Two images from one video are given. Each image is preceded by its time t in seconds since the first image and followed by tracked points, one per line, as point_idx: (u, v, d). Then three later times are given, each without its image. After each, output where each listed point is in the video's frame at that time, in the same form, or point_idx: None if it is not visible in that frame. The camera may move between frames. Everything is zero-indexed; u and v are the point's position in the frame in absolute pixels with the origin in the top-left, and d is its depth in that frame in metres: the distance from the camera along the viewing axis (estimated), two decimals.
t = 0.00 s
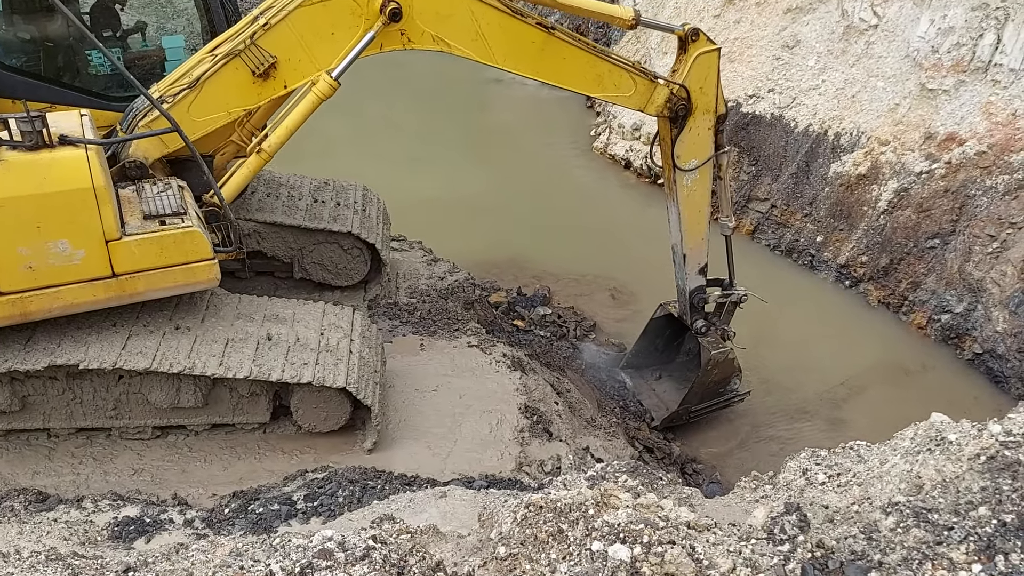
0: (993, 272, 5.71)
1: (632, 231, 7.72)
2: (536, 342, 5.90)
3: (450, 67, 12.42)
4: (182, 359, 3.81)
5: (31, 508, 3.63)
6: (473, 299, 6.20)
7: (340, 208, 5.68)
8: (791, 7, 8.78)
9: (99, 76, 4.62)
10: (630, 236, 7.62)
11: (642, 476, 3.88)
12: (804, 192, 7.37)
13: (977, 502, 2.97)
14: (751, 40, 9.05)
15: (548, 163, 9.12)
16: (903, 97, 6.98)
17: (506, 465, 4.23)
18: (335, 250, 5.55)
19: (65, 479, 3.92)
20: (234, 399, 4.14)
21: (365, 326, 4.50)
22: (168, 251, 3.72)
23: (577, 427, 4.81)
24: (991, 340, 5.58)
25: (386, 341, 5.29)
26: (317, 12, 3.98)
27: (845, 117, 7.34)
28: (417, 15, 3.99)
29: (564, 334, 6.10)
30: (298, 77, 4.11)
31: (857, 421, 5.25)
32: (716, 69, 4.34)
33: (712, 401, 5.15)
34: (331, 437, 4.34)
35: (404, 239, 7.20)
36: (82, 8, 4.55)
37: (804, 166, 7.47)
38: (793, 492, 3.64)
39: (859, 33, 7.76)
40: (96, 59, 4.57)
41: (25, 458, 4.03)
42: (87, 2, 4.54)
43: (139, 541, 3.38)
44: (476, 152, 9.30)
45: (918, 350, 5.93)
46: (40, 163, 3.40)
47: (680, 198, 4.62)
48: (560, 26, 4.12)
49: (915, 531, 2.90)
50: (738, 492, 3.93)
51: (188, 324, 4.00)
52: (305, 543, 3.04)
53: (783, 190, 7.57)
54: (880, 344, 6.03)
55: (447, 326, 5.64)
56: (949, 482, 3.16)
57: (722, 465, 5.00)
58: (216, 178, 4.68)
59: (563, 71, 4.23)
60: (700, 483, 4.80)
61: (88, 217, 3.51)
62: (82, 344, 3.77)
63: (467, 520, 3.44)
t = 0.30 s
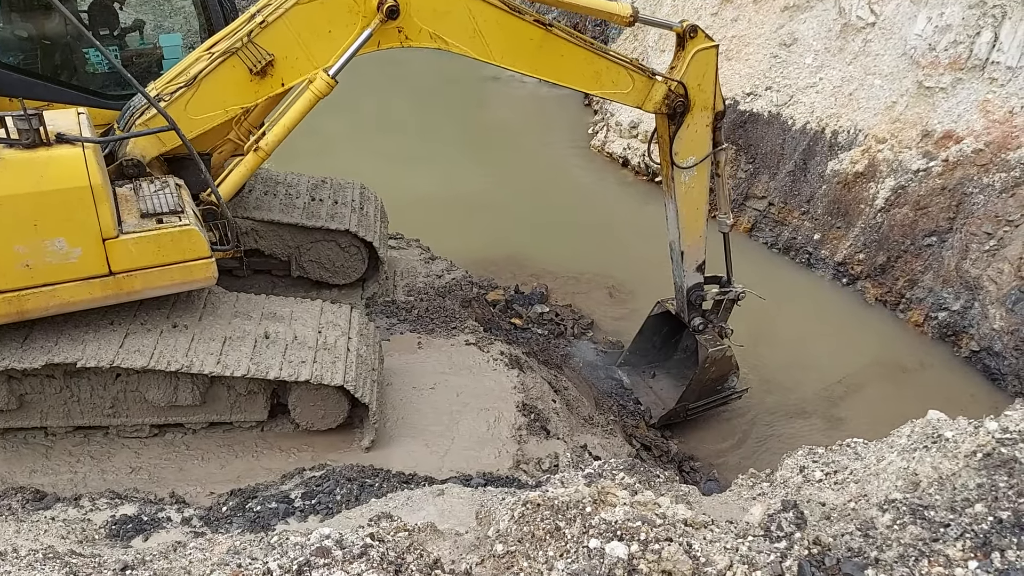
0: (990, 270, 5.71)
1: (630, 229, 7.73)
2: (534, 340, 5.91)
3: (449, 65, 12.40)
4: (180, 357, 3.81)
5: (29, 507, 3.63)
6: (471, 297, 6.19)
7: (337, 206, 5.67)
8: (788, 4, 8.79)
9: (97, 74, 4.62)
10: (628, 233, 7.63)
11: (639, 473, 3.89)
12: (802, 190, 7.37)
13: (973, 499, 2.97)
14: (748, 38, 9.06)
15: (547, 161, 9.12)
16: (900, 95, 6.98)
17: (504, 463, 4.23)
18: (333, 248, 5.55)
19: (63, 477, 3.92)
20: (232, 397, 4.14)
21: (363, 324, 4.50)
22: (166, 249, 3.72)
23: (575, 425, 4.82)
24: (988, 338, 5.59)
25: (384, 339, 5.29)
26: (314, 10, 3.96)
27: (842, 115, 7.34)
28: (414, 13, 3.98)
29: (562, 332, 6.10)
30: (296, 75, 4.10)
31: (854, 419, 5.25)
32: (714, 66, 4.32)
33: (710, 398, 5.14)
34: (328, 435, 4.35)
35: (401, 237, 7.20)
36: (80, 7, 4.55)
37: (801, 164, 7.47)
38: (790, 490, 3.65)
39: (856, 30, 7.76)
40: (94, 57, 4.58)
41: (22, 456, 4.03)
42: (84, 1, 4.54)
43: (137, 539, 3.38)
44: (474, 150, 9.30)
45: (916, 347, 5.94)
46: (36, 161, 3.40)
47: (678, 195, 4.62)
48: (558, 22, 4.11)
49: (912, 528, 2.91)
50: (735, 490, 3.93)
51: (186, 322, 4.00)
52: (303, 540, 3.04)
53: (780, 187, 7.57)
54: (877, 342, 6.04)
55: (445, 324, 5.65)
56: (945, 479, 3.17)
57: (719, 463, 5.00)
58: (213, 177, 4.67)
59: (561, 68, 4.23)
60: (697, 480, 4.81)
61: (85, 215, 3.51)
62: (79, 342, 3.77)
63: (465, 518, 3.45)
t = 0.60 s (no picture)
0: (988, 268, 5.72)
1: (629, 227, 7.73)
2: (532, 338, 5.92)
3: (449, 63, 12.38)
4: (178, 356, 3.81)
5: (27, 505, 3.63)
6: (470, 296, 6.20)
7: (336, 204, 5.67)
8: (787, 2, 8.80)
9: (95, 73, 4.61)
10: (627, 232, 7.63)
11: (638, 471, 3.89)
12: (800, 188, 7.37)
13: (971, 496, 2.98)
14: (747, 36, 9.06)
15: (545, 159, 9.12)
16: (898, 92, 6.98)
17: (502, 461, 4.24)
18: (331, 246, 5.55)
19: (61, 476, 3.92)
20: (231, 396, 4.14)
21: (362, 322, 4.50)
22: (164, 248, 3.72)
23: (574, 423, 4.82)
24: (986, 336, 5.59)
25: (382, 337, 5.29)
26: (310, 6, 3.96)
27: (840, 113, 7.34)
28: (411, 7, 3.98)
29: (561, 330, 6.10)
30: (293, 71, 4.10)
31: (852, 417, 5.25)
32: (715, 57, 4.33)
33: (704, 393, 5.12)
34: (327, 434, 4.35)
35: (400, 236, 7.20)
36: (78, 5, 4.56)
37: (800, 162, 7.47)
38: (789, 487, 3.66)
39: (854, 28, 7.77)
40: (92, 56, 4.57)
41: (21, 455, 4.03)
42: None
43: (136, 538, 3.38)
44: (473, 149, 9.29)
45: (914, 345, 5.94)
46: (34, 160, 3.40)
47: (677, 188, 4.62)
48: (556, 15, 4.12)
49: (910, 525, 2.91)
50: (733, 487, 3.94)
51: (185, 321, 4.00)
52: (301, 538, 3.05)
53: (778, 185, 7.57)
54: (876, 340, 6.04)
55: (444, 322, 5.65)
56: (943, 476, 3.17)
57: (718, 461, 5.01)
58: (211, 176, 4.68)
59: (560, 61, 4.23)
60: (696, 478, 4.81)
61: (83, 214, 3.51)
62: (77, 341, 3.77)
63: (464, 516, 3.46)
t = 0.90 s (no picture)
0: (987, 267, 5.73)
1: (628, 226, 7.73)
2: (531, 337, 5.92)
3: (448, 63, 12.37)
4: (178, 355, 3.81)
5: (26, 505, 3.63)
6: (469, 294, 6.20)
7: (335, 203, 5.67)
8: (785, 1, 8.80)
9: (94, 71, 4.60)
10: (626, 231, 7.63)
11: (637, 469, 3.89)
12: (799, 187, 7.38)
13: (970, 494, 2.98)
14: (746, 35, 9.06)
15: (545, 158, 9.12)
16: (897, 91, 6.99)
17: (502, 460, 4.24)
18: (330, 245, 5.55)
19: (60, 475, 3.91)
20: (230, 395, 4.14)
21: (361, 321, 4.50)
22: (164, 246, 3.72)
23: (573, 422, 4.82)
24: (985, 335, 5.60)
25: (381, 336, 5.29)
26: (308, 3, 3.96)
27: (839, 112, 7.34)
28: (409, 3, 3.98)
29: (560, 329, 6.10)
30: (292, 69, 4.10)
31: (851, 416, 5.26)
32: (713, 54, 4.32)
33: (682, 392, 5.15)
34: (326, 433, 4.35)
35: (399, 235, 7.20)
36: (77, 4, 4.62)
37: (799, 161, 7.48)
38: (788, 485, 3.66)
39: (853, 27, 7.77)
40: (91, 54, 4.55)
41: (20, 453, 4.03)
42: None
43: (135, 537, 3.38)
44: (471, 148, 9.29)
45: (913, 344, 5.94)
46: (34, 159, 3.40)
47: (670, 183, 4.61)
48: (554, 10, 4.13)
49: (909, 523, 2.91)
50: (733, 486, 3.94)
51: (184, 319, 4.00)
52: (301, 537, 3.05)
53: (777, 184, 7.58)
54: (875, 339, 6.04)
55: (443, 321, 5.65)
56: (942, 474, 3.17)
57: (717, 459, 5.01)
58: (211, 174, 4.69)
59: (558, 56, 4.23)
60: (695, 477, 4.81)
61: (83, 212, 3.51)
62: (77, 340, 3.76)
63: (463, 515, 3.45)
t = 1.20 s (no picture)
0: (985, 266, 5.74)
1: (627, 225, 7.73)
2: (530, 335, 5.93)
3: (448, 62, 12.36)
4: (177, 354, 3.80)
5: (25, 503, 3.62)
6: (468, 293, 6.20)
7: (334, 202, 5.66)
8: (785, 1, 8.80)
9: (93, 70, 4.57)
10: (624, 230, 7.63)
11: (637, 468, 3.89)
12: (798, 186, 7.39)
13: (969, 492, 2.98)
14: (745, 34, 9.07)
15: (544, 157, 9.12)
16: (896, 91, 6.99)
17: (501, 459, 4.24)
18: (329, 244, 5.54)
19: (59, 474, 3.91)
20: (229, 394, 4.14)
21: (360, 320, 4.50)
22: (162, 245, 3.71)
23: (572, 421, 4.82)
24: (984, 333, 5.61)
25: (380, 335, 5.29)
26: None
27: (839, 111, 7.35)
28: None
29: (559, 328, 6.09)
30: (288, 62, 4.10)
31: (849, 415, 5.26)
32: (715, 35, 4.34)
33: (690, 376, 5.13)
34: (325, 431, 4.35)
35: (398, 233, 7.19)
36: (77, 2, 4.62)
37: (798, 160, 7.48)
38: (788, 484, 3.67)
39: (853, 26, 7.77)
40: (90, 53, 4.53)
41: (19, 452, 4.03)
42: None
43: (134, 535, 3.38)
44: (471, 147, 9.28)
45: (911, 343, 5.94)
46: (32, 158, 3.39)
47: (676, 167, 4.62)
48: None
49: (908, 521, 2.92)
50: (732, 485, 3.94)
51: (183, 318, 3.99)
52: (300, 535, 3.05)
53: (777, 183, 7.59)
54: (873, 338, 6.05)
55: (442, 320, 5.65)
56: (942, 473, 3.17)
57: (716, 458, 5.01)
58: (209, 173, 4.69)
59: (557, 41, 4.22)
60: (694, 475, 4.81)
61: (81, 211, 3.50)
62: (75, 338, 3.76)
63: (462, 513, 3.45)
